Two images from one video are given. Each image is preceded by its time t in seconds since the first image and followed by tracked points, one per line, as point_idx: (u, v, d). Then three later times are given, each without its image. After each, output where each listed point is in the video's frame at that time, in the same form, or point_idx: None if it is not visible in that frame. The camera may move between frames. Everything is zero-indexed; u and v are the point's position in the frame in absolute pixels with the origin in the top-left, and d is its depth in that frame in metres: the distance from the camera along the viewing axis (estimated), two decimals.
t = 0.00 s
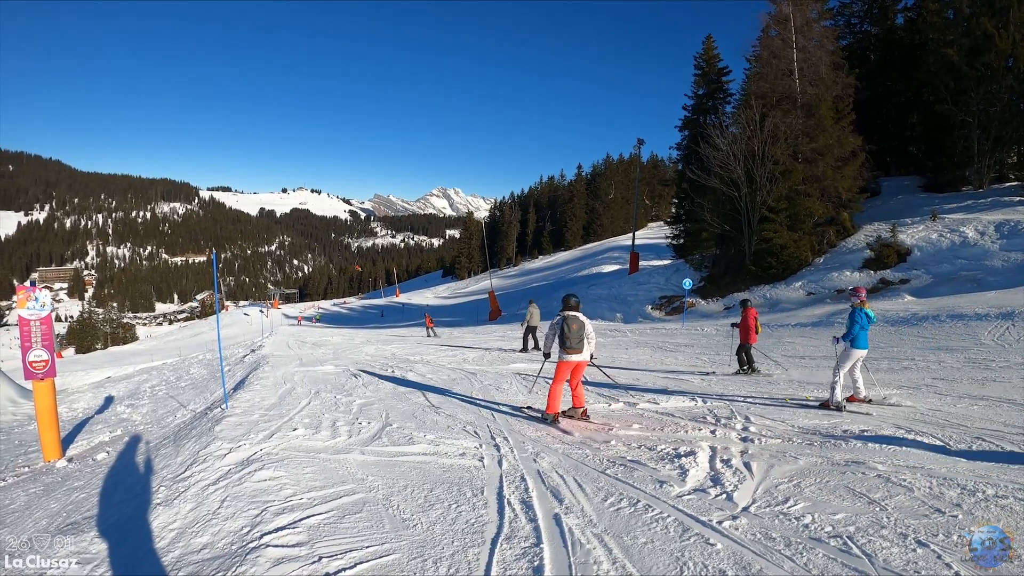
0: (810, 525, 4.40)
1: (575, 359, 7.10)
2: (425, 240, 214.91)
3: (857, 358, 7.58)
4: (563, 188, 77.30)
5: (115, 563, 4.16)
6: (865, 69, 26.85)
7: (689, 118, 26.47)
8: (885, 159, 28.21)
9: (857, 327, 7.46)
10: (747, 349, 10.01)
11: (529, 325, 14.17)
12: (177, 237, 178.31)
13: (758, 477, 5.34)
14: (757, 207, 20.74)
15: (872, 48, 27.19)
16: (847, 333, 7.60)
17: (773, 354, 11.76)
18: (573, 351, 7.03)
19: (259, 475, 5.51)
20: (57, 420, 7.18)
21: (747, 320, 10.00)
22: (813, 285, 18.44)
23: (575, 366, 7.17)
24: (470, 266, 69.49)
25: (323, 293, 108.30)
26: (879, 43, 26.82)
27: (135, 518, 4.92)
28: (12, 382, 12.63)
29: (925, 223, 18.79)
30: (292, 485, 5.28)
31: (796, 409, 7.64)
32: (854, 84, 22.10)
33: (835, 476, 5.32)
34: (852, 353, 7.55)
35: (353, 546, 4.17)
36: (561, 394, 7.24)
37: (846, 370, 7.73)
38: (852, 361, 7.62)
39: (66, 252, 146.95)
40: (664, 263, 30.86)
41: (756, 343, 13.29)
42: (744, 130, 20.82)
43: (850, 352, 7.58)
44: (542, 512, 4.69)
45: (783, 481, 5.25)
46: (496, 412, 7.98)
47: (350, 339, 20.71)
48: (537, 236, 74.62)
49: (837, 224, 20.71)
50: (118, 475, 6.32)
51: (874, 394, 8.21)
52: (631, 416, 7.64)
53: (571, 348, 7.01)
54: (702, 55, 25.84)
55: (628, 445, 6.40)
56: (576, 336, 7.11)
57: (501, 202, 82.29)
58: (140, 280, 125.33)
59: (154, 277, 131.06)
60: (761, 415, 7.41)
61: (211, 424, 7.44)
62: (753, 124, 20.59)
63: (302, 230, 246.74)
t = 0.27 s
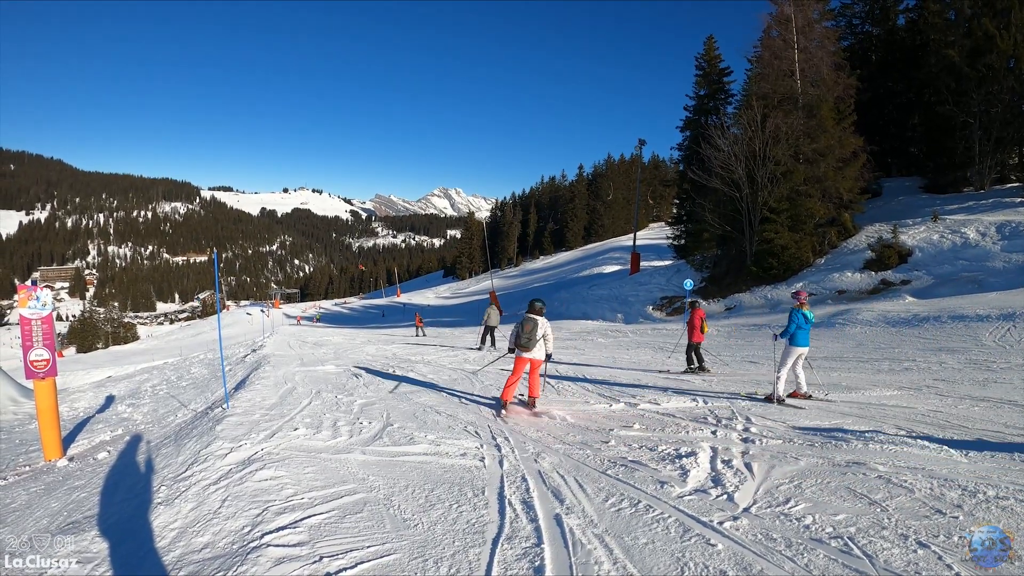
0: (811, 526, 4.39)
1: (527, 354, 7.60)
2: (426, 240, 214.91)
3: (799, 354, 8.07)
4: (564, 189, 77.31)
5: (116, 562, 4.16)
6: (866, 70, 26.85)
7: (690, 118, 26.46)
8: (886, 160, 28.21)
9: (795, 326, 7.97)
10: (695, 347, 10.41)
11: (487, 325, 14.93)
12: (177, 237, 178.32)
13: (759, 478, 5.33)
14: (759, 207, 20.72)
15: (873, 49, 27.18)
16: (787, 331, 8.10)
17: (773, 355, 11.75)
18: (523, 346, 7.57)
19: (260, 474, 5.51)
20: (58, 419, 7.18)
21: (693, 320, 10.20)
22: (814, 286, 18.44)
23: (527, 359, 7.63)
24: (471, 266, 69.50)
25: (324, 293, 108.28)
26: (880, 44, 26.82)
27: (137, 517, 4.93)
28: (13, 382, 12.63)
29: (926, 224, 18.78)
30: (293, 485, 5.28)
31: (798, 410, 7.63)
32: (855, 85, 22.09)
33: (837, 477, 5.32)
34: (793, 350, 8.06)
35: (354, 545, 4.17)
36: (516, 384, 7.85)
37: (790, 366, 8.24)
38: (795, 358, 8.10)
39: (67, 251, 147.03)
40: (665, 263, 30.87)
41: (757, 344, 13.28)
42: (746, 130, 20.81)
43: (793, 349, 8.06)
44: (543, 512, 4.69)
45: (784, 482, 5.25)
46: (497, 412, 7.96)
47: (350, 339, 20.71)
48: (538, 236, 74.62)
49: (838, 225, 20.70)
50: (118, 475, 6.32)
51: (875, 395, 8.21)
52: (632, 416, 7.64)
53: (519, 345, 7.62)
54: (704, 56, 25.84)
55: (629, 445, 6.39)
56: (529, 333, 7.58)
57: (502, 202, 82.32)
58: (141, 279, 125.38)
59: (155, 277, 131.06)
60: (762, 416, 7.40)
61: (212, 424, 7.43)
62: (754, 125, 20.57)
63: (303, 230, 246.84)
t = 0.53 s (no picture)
0: (812, 526, 4.39)
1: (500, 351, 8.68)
2: (426, 240, 214.98)
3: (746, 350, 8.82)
4: (565, 189, 77.27)
5: (117, 562, 4.16)
6: (867, 70, 26.84)
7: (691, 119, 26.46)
8: (887, 161, 28.20)
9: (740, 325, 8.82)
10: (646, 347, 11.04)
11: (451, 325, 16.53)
12: (178, 236, 178.33)
13: (760, 479, 5.33)
14: (760, 208, 20.71)
15: (874, 50, 27.16)
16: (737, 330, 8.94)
17: (774, 356, 11.75)
18: (497, 343, 8.69)
19: (260, 474, 5.51)
20: (59, 418, 7.18)
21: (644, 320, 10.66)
22: (815, 286, 18.43)
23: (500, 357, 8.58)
24: (472, 266, 69.48)
25: (324, 292, 108.27)
26: (881, 45, 26.80)
27: (137, 516, 4.93)
28: (14, 381, 12.64)
29: (927, 225, 18.77)
30: (293, 485, 5.28)
31: (799, 410, 7.63)
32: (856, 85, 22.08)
33: (837, 477, 5.32)
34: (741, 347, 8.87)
35: (354, 545, 4.17)
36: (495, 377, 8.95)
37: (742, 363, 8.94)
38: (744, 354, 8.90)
39: (67, 250, 147.05)
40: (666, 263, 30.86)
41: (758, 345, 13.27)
42: (746, 131, 20.81)
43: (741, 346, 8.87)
44: (544, 512, 4.69)
45: (785, 482, 5.25)
46: (498, 413, 7.96)
47: (351, 339, 20.70)
48: (539, 236, 74.66)
49: (839, 225, 20.70)
50: (119, 474, 6.33)
51: (876, 396, 8.21)
52: (633, 417, 7.64)
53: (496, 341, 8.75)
54: (705, 56, 25.84)
55: (630, 445, 6.39)
56: (503, 332, 8.64)
57: (502, 202, 82.28)
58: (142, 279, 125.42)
59: (156, 276, 131.07)
60: (762, 417, 7.40)
61: (213, 424, 7.43)
62: (755, 125, 20.56)
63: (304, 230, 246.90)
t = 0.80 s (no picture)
0: (812, 526, 4.40)
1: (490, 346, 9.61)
2: (427, 239, 214.97)
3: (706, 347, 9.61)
4: (565, 189, 77.25)
5: (118, 562, 4.16)
6: (868, 70, 26.83)
7: (691, 118, 26.46)
8: (887, 160, 28.20)
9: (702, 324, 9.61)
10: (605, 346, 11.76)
11: (426, 324, 18.23)
12: (178, 236, 178.28)
13: (761, 478, 5.33)
14: (760, 208, 20.70)
15: (874, 49, 27.15)
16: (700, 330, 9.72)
17: (774, 355, 11.74)
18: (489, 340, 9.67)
19: (261, 474, 5.51)
20: (59, 418, 7.19)
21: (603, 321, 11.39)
22: (815, 286, 18.42)
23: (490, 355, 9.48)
24: (472, 266, 69.47)
25: (325, 292, 108.25)
26: (881, 44, 26.78)
27: (138, 516, 4.93)
28: (14, 381, 12.63)
29: (927, 224, 18.75)
30: (294, 485, 5.29)
31: (799, 410, 7.63)
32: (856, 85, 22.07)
33: (838, 477, 5.32)
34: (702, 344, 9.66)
35: (354, 545, 4.17)
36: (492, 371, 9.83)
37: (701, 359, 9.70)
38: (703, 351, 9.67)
39: (67, 250, 147.04)
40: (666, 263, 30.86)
41: (758, 344, 13.26)
42: (746, 131, 20.80)
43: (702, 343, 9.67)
44: (544, 512, 4.69)
45: (785, 482, 5.25)
46: (498, 412, 7.96)
47: (352, 339, 20.70)
48: (539, 236, 74.64)
49: (839, 225, 20.69)
50: (120, 474, 6.33)
51: (876, 396, 8.21)
52: (633, 417, 7.64)
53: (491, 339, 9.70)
54: (705, 56, 25.84)
55: (630, 445, 6.39)
56: (494, 330, 9.56)
57: (503, 202, 82.25)
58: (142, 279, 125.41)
59: (156, 276, 131.04)
60: (763, 417, 7.40)
61: (213, 424, 7.43)
62: (756, 125, 20.54)
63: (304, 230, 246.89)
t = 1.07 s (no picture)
0: (810, 522, 4.40)
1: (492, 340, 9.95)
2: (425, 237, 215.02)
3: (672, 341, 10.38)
4: (563, 186, 77.23)
5: (116, 561, 4.16)
6: (865, 67, 26.82)
7: (688, 115, 26.46)
8: (884, 157, 28.24)
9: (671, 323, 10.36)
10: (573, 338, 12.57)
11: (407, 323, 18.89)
12: (176, 236, 177.95)
13: (759, 474, 5.34)
14: (757, 205, 20.70)
15: (871, 46, 27.15)
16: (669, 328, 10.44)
17: (771, 352, 11.75)
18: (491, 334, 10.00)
19: (259, 472, 5.51)
20: (57, 418, 7.18)
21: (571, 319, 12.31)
22: (813, 282, 18.45)
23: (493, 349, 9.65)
24: (469, 264, 69.49)
25: (323, 290, 108.14)
26: (879, 41, 26.77)
27: (136, 515, 4.93)
28: (11, 381, 12.61)
29: (925, 221, 18.78)
30: (292, 483, 5.29)
31: (797, 406, 7.63)
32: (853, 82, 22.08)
33: (836, 473, 5.33)
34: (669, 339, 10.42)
35: (353, 543, 4.17)
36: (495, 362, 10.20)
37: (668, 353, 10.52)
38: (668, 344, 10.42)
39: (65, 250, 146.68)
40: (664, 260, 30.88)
41: (756, 341, 13.27)
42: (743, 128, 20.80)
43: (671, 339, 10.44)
44: (542, 509, 4.70)
45: (783, 478, 5.26)
46: (497, 409, 7.97)
47: (350, 336, 20.69)
48: (537, 233, 74.65)
49: (836, 221, 20.72)
50: (118, 473, 6.33)
51: (874, 392, 8.22)
52: (631, 413, 7.64)
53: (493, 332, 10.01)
54: (702, 53, 25.82)
55: (628, 442, 6.40)
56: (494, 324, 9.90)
57: (500, 199, 82.20)
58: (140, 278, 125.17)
59: (154, 276, 130.81)
60: (761, 413, 7.41)
61: (211, 422, 7.43)
62: (753, 122, 20.53)
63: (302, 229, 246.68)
